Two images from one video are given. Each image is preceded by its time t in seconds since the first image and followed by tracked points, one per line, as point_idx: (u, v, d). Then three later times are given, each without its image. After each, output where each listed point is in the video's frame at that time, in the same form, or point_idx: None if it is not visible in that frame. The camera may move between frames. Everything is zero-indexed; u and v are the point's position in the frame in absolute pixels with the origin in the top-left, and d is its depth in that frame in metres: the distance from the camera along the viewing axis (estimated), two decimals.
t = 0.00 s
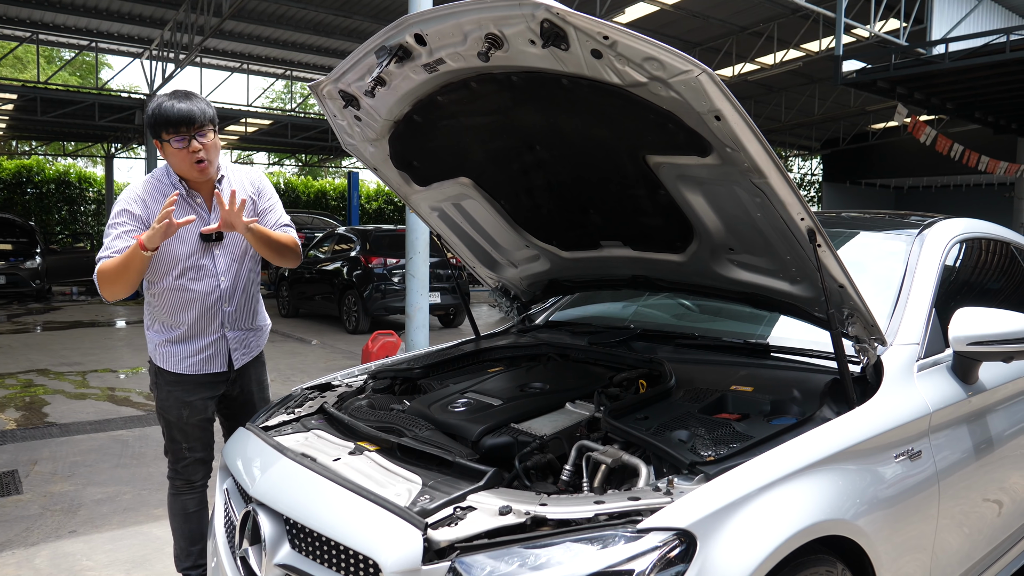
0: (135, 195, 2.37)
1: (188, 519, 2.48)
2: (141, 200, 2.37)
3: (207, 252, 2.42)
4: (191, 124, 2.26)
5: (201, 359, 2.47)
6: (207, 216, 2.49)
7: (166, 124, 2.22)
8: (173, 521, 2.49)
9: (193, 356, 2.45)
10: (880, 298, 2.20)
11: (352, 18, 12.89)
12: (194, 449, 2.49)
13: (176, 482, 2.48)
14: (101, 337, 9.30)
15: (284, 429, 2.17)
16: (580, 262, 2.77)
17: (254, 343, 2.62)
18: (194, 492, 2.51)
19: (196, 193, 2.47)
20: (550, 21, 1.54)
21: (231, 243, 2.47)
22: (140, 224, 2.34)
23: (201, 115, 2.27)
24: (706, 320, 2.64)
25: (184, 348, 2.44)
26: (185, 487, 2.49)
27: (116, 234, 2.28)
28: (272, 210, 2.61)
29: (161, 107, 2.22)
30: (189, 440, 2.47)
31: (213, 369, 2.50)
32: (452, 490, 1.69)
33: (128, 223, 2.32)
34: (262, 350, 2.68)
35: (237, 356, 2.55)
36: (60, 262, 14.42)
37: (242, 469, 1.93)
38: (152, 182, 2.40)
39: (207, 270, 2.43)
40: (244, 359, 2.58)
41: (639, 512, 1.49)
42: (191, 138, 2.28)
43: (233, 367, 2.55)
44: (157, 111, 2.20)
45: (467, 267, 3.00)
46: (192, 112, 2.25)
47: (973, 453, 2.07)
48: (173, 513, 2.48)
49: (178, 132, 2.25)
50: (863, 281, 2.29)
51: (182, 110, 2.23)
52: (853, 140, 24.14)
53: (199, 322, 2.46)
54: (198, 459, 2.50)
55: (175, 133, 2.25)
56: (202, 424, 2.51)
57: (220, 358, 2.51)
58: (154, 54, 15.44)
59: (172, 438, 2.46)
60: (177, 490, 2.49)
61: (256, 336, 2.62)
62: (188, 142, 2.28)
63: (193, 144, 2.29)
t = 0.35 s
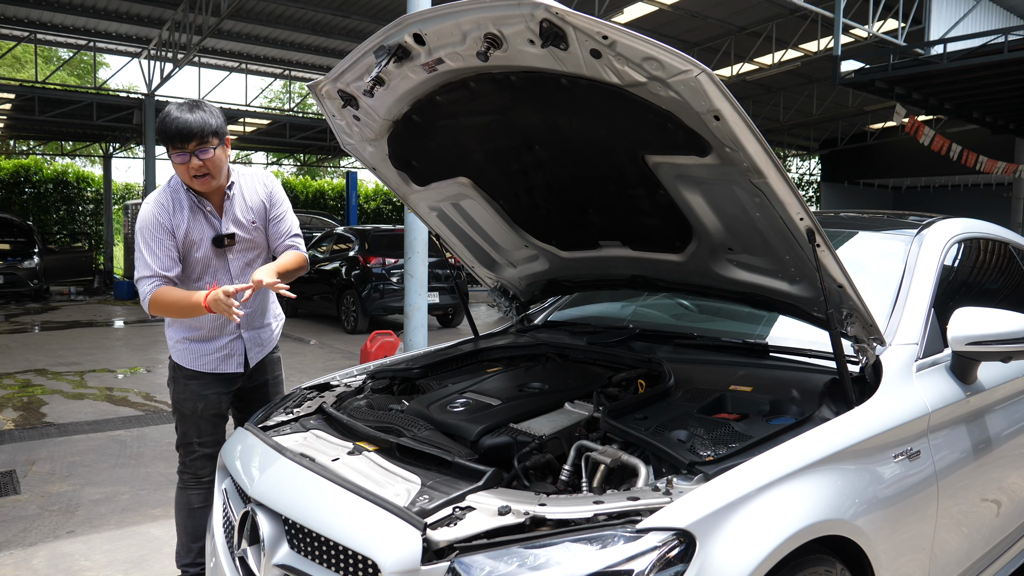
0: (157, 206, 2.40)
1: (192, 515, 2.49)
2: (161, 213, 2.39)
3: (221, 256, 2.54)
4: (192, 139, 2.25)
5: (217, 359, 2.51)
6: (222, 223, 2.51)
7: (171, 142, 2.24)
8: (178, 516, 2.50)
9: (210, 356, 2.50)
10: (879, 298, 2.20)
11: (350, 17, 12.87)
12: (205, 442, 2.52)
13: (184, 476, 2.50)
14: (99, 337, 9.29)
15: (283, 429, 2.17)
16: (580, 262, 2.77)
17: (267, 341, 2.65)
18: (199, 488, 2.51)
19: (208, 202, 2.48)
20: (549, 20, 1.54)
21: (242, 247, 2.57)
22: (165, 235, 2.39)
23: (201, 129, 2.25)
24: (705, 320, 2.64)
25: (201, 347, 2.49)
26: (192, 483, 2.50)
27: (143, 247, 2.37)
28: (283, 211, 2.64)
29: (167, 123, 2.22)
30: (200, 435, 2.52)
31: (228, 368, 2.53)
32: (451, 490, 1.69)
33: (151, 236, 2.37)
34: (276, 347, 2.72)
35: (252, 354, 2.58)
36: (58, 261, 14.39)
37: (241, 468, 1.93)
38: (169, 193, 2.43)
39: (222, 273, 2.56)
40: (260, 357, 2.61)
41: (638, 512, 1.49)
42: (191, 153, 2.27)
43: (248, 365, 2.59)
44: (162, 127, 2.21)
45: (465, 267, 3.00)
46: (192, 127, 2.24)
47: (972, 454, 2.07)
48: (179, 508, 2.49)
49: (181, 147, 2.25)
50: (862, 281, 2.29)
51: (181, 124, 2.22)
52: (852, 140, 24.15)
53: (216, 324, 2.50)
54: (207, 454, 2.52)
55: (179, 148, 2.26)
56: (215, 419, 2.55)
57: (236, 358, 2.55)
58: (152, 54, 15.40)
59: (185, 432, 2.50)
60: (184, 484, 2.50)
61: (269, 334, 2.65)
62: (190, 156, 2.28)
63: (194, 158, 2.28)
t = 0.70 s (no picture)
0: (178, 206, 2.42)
1: (198, 515, 2.47)
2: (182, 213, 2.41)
3: (244, 256, 2.54)
4: (215, 135, 2.36)
5: (237, 356, 2.55)
6: (243, 223, 2.53)
7: (196, 136, 2.34)
8: (185, 517, 2.49)
9: (233, 353, 2.54)
10: (878, 298, 2.20)
11: (348, 17, 12.86)
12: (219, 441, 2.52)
13: (194, 477, 2.48)
14: (97, 337, 9.28)
15: (282, 429, 2.17)
16: (579, 262, 2.76)
17: (287, 342, 2.69)
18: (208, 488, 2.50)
19: (231, 203, 2.52)
20: (548, 20, 1.54)
21: (264, 247, 2.57)
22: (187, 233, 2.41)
23: (225, 126, 2.36)
24: (703, 319, 2.64)
25: (224, 344, 2.52)
26: (203, 483, 2.49)
27: (162, 245, 2.38)
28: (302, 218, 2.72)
29: (193, 120, 2.34)
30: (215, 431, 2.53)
31: (248, 365, 2.57)
32: (449, 490, 1.69)
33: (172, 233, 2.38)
34: (295, 349, 2.76)
35: (273, 352, 2.62)
36: (55, 262, 14.35)
37: (239, 468, 1.93)
38: (192, 193, 2.46)
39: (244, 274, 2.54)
40: (279, 356, 2.65)
41: (636, 512, 1.49)
42: (216, 148, 2.37)
43: (268, 364, 2.63)
44: (189, 123, 2.32)
45: (464, 267, 3.00)
46: (218, 125, 2.35)
47: (970, 453, 2.07)
48: (187, 510, 2.47)
49: (204, 143, 2.36)
50: (860, 281, 2.30)
51: (208, 120, 2.34)
52: (849, 140, 24.17)
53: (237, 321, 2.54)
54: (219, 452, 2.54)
55: (202, 144, 2.36)
56: (231, 417, 2.57)
57: (257, 355, 2.59)
58: (150, 54, 15.37)
59: (201, 429, 2.51)
60: (195, 486, 2.48)
61: (288, 336, 2.70)
62: (213, 152, 2.38)
63: (217, 154, 2.38)
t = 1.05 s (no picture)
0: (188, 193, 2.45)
1: (200, 515, 2.46)
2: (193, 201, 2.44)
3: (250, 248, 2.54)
4: (231, 126, 2.40)
5: (240, 352, 2.54)
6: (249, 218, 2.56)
7: (214, 124, 2.40)
8: (186, 516, 2.48)
9: (235, 349, 2.52)
10: (876, 297, 2.20)
11: (346, 17, 12.86)
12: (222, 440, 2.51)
13: (197, 475, 2.48)
14: (94, 337, 9.27)
15: (281, 429, 2.17)
16: (578, 262, 2.76)
17: (290, 340, 2.68)
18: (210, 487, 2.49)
19: (240, 196, 2.56)
20: (548, 20, 1.54)
21: (271, 242, 2.59)
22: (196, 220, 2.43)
23: (244, 120, 2.42)
24: (702, 320, 2.64)
25: (228, 341, 2.52)
26: (205, 482, 2.48)
27: (169, 227, 2.37)
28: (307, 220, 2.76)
29: (212, 111, 2.40)
30: (219, 431, 2.51)
31: (251, 362, 2.56)
32: (449, 490, 1.68)
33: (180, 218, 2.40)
34: (298, 348, 2.75)
35: (276, 349, 2.61)
36: (53, 262, 14.32)
37: (238, 469, 1.93)
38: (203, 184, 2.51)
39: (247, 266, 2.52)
40: (283, 353, 2.64)
41: (636, 512, 1.48)
42: (231, 139, 2.41)
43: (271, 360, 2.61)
44: (209, 112, 2.38)
45: (463, 267, 3.00)
46: (237, 118, 2.42)
47: (968, 453, 2.08)
48: (188, 509, 2.47)
49: (221, 134, 2.41)
50: (858, 281, 2.30)
51: (229, 113, 2.40)
52: (847, 140, 24.21)
53: (241, 316, 2.53)
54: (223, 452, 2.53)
55: (219, 134, 2.41)
56: (234, 416, 2.55)
57: (260, 351, 2.58)
58: (148, 54, 15.35)
59: (205, 428, 2.49)
60: (197, 484, 2.47)
61: (291, 333, 2.69)
62: (228, 144, 2.41)
63: (232, 144, 2.41)
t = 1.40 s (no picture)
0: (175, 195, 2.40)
1: (190, 515, 2.46)
2: (181, 204, 2.40)
3: (238, 253, 2.52)
4: (234, 124, 2.40)
5: (220, 358, 2.52)
6: (242, 221, 2.51)
7: (217, 121, 2.39)
8: (177, 515, 2.48)
9: (215, 355, 2.51)
10: (876, 297, 2.20)
11: (344, 17, 12.85)
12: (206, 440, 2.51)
13: (184, 475, 2.49)
14: (92, 337, 9.24)
15: (279, 429, 2.16)
16: (576, 262, 2.76)
17: (274, 346, 2.65)
18: (199, 487, 2.50)
19: (234, 199, 2.50)
20: (547, 18, 1.53)
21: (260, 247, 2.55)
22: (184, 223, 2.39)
23: (247, 118, 2.42)
24: (700, 319, 2.64)
25: (208, 345, 2.50)
26: (193, 481, 2.49)
27: (153, 232, 2.37)
28: (302, 219, 2.71)
29: (214, 107, 2.40)
30: (201, 433, 2.51)
31: (231, 368, 2.54)
32: (448, 490, 1.68)
33: (166, 220, 2.37)
34: (284, 353, 2.72)
35: (258, 356, 2.59)
36: (50, 261, 14.26)
37: (236, 468, 1.92)
38: (196, 183, 2.46)
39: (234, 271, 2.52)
40: (265, 360, 2.62)
41: (636, 512, 1.48)
42: (234, 136, 2.41)
43: (253, 368, 2.59)
44: (212, 108, 2.36)
45: (462, 267, 3.00)
46: (239, 115, 2.41)
47: (968, 453, 2.08)
48: (178, 508, 2.47)
49: (223, 130, 2.40)
50: (857, 280, 2.30)
51: (231, 110, 2.40)
52: (846, 140, 24.22)
53: (223, 322, 2.51)
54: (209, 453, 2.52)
55: (220, 130, 2.40)
56: (218, 417, 2.54)
57: (241, 358, 2.56)
58: (145, 53, 15.32)
59: (187, 429, 2.50)
60: (185, 483, 2.48)
61: (275, 340, 2.66)
62: (230, 140, 2.41)
63: (235, 142, 2.41)
